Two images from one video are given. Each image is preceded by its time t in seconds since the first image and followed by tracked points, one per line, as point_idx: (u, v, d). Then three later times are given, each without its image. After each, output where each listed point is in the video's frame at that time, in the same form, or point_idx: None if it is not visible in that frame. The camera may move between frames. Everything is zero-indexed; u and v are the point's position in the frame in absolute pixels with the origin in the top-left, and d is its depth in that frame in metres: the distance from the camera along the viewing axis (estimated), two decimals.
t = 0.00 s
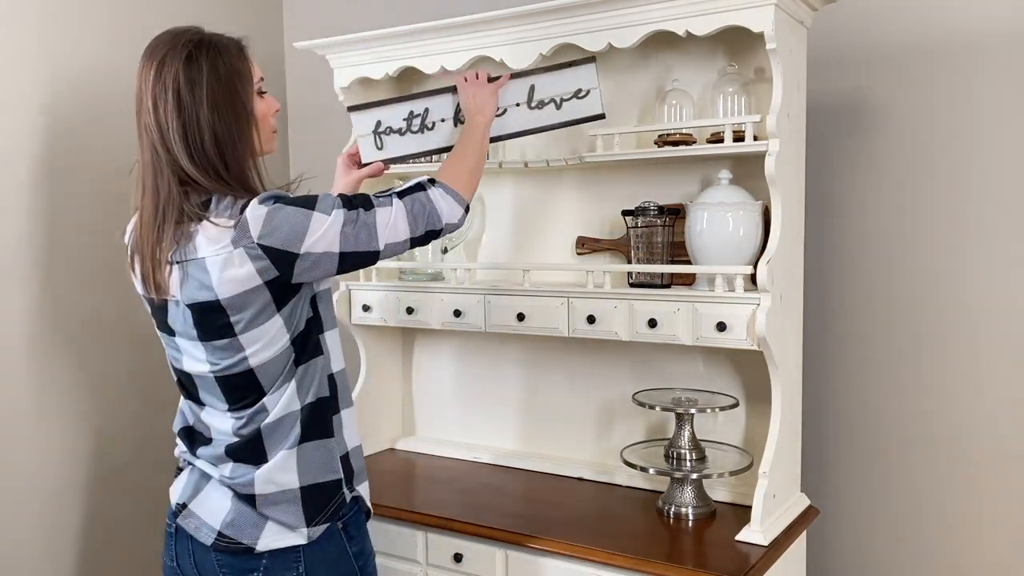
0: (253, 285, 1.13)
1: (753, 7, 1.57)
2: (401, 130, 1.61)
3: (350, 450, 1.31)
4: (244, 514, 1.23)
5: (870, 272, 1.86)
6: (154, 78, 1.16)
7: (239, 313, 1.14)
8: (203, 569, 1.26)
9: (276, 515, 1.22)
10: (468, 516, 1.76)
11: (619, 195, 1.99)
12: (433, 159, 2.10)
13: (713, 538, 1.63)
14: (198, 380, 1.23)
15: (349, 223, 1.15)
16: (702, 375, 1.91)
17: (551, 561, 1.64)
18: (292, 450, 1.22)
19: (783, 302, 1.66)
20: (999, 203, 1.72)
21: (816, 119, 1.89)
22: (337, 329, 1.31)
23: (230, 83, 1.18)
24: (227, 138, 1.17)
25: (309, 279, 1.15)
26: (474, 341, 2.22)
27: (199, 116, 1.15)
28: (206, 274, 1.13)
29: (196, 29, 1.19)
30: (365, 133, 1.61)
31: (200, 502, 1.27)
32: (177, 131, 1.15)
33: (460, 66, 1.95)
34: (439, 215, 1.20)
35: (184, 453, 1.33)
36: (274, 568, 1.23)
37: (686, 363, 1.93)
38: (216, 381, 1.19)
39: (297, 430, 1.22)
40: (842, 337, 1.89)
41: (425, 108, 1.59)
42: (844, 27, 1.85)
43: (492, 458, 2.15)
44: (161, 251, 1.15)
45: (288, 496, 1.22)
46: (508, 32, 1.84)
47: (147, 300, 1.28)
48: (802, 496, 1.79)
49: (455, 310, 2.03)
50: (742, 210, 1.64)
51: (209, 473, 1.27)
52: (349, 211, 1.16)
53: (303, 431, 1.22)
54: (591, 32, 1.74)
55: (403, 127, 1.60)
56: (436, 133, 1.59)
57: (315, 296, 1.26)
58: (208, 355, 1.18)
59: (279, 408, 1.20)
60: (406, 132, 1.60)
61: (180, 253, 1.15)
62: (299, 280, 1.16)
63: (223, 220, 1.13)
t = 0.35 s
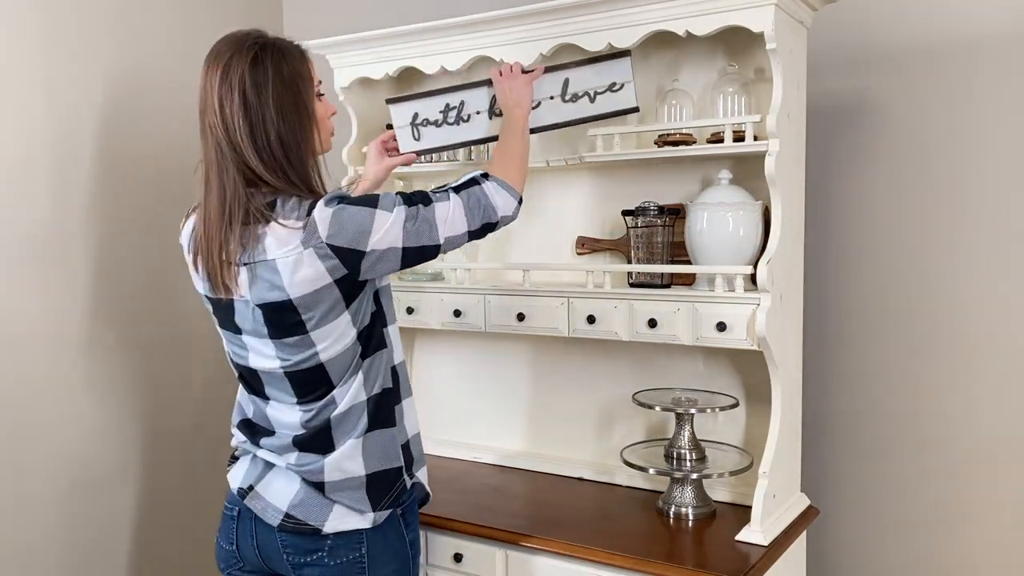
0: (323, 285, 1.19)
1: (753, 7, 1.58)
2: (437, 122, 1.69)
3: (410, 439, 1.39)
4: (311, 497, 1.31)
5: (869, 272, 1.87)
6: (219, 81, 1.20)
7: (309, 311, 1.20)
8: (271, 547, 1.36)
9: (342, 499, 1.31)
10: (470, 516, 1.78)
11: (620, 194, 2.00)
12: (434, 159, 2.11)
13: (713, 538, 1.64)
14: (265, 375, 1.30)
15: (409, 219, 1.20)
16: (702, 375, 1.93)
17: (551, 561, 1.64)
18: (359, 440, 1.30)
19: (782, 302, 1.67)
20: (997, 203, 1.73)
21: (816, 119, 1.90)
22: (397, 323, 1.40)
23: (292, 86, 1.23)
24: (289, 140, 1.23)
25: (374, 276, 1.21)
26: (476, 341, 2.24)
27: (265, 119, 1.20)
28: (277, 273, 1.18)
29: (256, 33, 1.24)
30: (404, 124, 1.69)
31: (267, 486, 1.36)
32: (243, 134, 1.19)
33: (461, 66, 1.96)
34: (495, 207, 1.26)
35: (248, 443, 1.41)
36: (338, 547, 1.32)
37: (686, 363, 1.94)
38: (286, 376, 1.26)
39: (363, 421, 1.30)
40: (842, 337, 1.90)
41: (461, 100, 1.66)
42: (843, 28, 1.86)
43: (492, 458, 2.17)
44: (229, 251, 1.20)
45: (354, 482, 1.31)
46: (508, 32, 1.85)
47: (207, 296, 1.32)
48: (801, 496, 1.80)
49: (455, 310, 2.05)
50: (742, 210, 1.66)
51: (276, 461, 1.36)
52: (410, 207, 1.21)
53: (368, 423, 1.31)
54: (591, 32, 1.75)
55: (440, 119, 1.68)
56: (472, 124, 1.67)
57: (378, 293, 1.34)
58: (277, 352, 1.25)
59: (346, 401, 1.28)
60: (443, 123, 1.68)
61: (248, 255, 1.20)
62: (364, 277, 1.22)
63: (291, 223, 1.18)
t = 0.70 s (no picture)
0: (351, 284, 1.20)
1: (753, 7, 1.58)
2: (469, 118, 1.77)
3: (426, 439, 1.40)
4: (329, 495, 1.31)
5: (870, 272, 1.87)
6: (253, 80, 1.21)
7: (335, 312, 1.22)
8: (287, 545, 1.35)
9: (359, 496, 1.31)
10: (470, 516, 1.77)
11: (620, 194, 2.00)
12: (435, 159, 2.11)
13: (713, 538, 1.64)
14: (285, 374, 1.30)
15: (435, 219, 1.22)
16: (702, 374, 1.92)
17: (551, 561, 1.64)
18: (377, 439, 1.30)
19: (782, 301, 1.67)
20: (998, 203, 1.73)
21: (816, 118, 1.90)
22: (416, 324, 1.39)
23: (323, 88, 1.25)
24: (318, 142, 1.25)
25: (401, 276, 1.23)
26: (476, 341, 2.23)
27: (297, 119, 1.22)
28: (306, 273, 1.19)
29: (289, 35, 1.26)
30: (438, 118, 1.79)
31: (284, 485, 1.36)
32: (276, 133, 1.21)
33: (460, 66, 1.96)
34: (516, 206, 1.28)
35: (264, 442, 1.41)
36: (354, 545, 1.32)
37: (686, 363, 1.94)
38: (307, 376, 1.27)
39: (381, 421, 1.31)
40: (842, 337, 1.90)
41: (492, 98, 1.73)
42: (843, 28, 1.86)
43: (492, 458, 2.17)
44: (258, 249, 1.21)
45: (371, 479, 1.31)
46: (508, 32, 1.85)
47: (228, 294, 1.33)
48: (801, 496, 1.80)
49: (455, 311, 2.05)
50: (742, 210, 1.65)
51: (293, 460, 1.36)
52: (435, 208, 1.23)
53: (386, 421, 1.31)
54: (591, 32, 1.75)
55: (471, 116, 1.76)
56: (500, 124, 1.73)
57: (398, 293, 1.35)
58: (299, 351, 1.25)
59: (364, 400, 1.28)
60: (474, 120, 1.76)
61: (277, 253, 1.21)
62: (390, 278, 1.23)
63: (319, 224, 1.20)
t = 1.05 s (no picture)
0: (377, 277, 1.22)
1: (753, 7, 1.58)
2: (501, 107, 1.94)
3: (435, 434, 1.41)
4: (339, 492, 1.31)
5: (869, 272, 1.87)
6: (288, 76, 1.22)
7: (360, 306, 1.24)
8: (294, 546, 1.35)
9: (369, 495, 1.32)
10: (471, 516, 1.77)
11: (620, 194, 2.00)
12: (435, 159, 2.11)
13: (714, 538, 1.64)
14: (299, 369, 1.30)
15: (457, 207, 1.24)
16: (702, 375, 1.92)
17: (550, 561, 1.64)
18: (389, 431, 1.31)
19: (782, 301, 1.67)
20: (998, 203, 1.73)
21: (816, 118, 1.90)
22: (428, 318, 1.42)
23: (354, 87, 1.27)
24: (349, 139, 1.26)
25: (427, 266, 1.25)
26: (476, 341, 2.23)
27: (329, 116, 1.23)
28: (335, 267, 1.21)
29: (322, 32, 1.27)
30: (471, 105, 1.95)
31: (292, 483, 1.35)
32: (310, 129, 1.22)
33: (460, 66, 1.95)
34: (528, 185, 1.30)
35: (273, 438, 1.41)
36: (362, 547, 1.32)
37: (686, 363, 1.94)
38: (324, 371, 1.28)
39: (393, 412, 1.32)
40: (842, 337, 1.90)
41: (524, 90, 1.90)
42: (843, 27, 1.86)
43: (492, 458, 2.17)
44: (286, 243, 1.21)
45: (381, 476, 1.32)
46: (508, 32, 1.85)
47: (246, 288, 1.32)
48: (801, 496, 1.80)
49: (455, 310, 2.05)
50: (742, 210, 1.65)
51: (303, 456, 1.36)
52: (455, 195, 1.25)
53: (397, 414, 1.32)
54: (591, 32, 1.75)
55: (503, 105, 1.93)
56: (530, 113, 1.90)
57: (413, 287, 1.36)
58: (319, 346, 1.26)
59: (377, 392, 1.29)
60: (505, 109, 1.92)
61: (309, 249, 1.21)
62: (413, 270, 1.26)
63: (346, 219, 1.22)
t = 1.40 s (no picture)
0: (394, 271, 1.23)
1: (752, 7, 1.57)
2: (519, 98, 2.02)
3: (442, 427, 1.40)
4: (349, 490, 1.31)
5: (869, 272, 1.87)
6: (303, 76, 1.22)
7: (375, 300, 1.24)
8: (301, 545, 1.35)
9: (379, 491, 1.32)
10: (471, 516, 1.77)
11: (620, 194, 2.00)
12: (436, 159, 2.10)
13: (714, 538, 1.64)
14: (309, 364, 1.30)
15: (468, 199, 1.25)
16: (702, 375, 1.92)
17: (551, 562, 1.64)
18: (400, 425, 1.32)
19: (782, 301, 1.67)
20: (998, 202, 1.73)
21: (816, 118, 1.90)
22: (435, 312, 1.42)
23: (367, 86, 1.27)
24: (362, 138, 1.27)
25: (441, 259, 1.26)
26: (476, 341, 2.23)
27: (344, 115, 1.24)
28: (351, 262, 1.21)
29: (335, 32, 1.27)
30: (492, 93, 2.04)
31: (300, 481, 1.35)
32: (326, 128, 1.22)
33: (460, 66, 1.95)
34: (534, 176, 1.31)
35: (280, 434, 1.40)
36: (370, 546, 1.33)
37: (686, 363, 1.94)
38: (337, 367, 1.27)
39: (404, 405, 1.32)
40: (842, 337, 1.90)
41: (544, 83, 1.99)
42: (843, 27, 1.86)
43: (492, 458, 2.17)
44: (302, 240, 1.21)
45: (391, 472, 1.32)
46: (508, 32, 1.85)
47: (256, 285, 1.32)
48: (801, 496, 1.80)
49: (455, 310, 2.05)
50: (742, 210, 1.65)
51: (311, 453, 1.35)
52: (466, 188, 1.26)
53: (408, 407, 1.33)
54: (591, 32, 1.75)
55: (522, 96, 2.01)
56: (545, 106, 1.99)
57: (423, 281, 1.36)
58: (332, 341, 1.26)
59: (388, 385, 1.30)
60: (522, 99, 2.01)
61: (324, 246, 1.21)
62: (427, 264, 1.27)
63: (361, 215, 1.22)
